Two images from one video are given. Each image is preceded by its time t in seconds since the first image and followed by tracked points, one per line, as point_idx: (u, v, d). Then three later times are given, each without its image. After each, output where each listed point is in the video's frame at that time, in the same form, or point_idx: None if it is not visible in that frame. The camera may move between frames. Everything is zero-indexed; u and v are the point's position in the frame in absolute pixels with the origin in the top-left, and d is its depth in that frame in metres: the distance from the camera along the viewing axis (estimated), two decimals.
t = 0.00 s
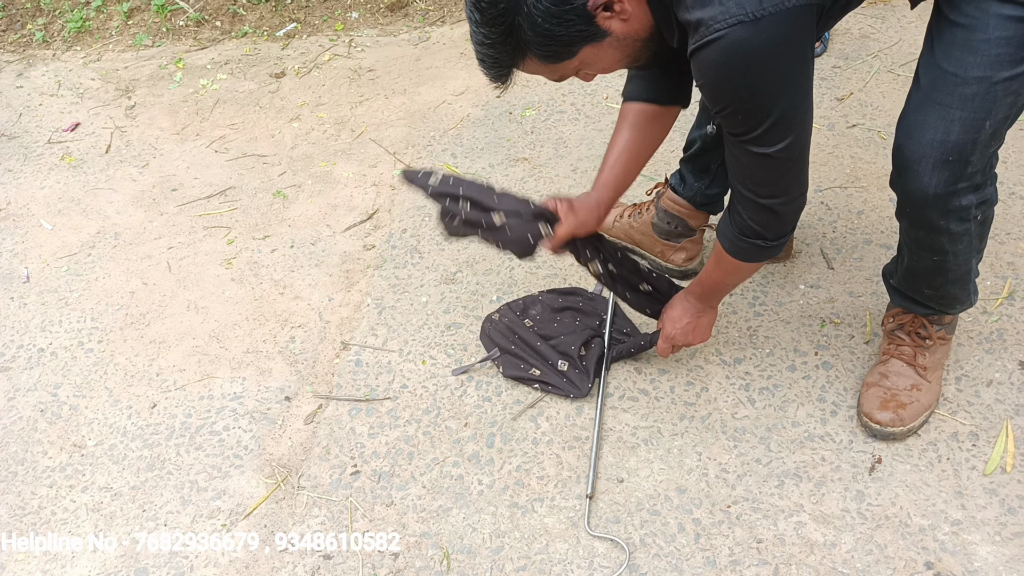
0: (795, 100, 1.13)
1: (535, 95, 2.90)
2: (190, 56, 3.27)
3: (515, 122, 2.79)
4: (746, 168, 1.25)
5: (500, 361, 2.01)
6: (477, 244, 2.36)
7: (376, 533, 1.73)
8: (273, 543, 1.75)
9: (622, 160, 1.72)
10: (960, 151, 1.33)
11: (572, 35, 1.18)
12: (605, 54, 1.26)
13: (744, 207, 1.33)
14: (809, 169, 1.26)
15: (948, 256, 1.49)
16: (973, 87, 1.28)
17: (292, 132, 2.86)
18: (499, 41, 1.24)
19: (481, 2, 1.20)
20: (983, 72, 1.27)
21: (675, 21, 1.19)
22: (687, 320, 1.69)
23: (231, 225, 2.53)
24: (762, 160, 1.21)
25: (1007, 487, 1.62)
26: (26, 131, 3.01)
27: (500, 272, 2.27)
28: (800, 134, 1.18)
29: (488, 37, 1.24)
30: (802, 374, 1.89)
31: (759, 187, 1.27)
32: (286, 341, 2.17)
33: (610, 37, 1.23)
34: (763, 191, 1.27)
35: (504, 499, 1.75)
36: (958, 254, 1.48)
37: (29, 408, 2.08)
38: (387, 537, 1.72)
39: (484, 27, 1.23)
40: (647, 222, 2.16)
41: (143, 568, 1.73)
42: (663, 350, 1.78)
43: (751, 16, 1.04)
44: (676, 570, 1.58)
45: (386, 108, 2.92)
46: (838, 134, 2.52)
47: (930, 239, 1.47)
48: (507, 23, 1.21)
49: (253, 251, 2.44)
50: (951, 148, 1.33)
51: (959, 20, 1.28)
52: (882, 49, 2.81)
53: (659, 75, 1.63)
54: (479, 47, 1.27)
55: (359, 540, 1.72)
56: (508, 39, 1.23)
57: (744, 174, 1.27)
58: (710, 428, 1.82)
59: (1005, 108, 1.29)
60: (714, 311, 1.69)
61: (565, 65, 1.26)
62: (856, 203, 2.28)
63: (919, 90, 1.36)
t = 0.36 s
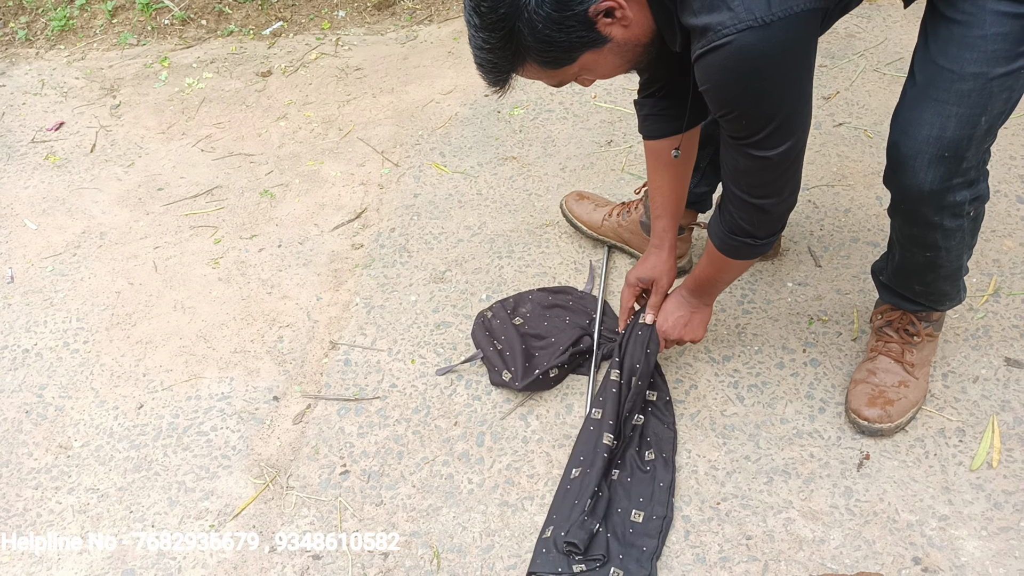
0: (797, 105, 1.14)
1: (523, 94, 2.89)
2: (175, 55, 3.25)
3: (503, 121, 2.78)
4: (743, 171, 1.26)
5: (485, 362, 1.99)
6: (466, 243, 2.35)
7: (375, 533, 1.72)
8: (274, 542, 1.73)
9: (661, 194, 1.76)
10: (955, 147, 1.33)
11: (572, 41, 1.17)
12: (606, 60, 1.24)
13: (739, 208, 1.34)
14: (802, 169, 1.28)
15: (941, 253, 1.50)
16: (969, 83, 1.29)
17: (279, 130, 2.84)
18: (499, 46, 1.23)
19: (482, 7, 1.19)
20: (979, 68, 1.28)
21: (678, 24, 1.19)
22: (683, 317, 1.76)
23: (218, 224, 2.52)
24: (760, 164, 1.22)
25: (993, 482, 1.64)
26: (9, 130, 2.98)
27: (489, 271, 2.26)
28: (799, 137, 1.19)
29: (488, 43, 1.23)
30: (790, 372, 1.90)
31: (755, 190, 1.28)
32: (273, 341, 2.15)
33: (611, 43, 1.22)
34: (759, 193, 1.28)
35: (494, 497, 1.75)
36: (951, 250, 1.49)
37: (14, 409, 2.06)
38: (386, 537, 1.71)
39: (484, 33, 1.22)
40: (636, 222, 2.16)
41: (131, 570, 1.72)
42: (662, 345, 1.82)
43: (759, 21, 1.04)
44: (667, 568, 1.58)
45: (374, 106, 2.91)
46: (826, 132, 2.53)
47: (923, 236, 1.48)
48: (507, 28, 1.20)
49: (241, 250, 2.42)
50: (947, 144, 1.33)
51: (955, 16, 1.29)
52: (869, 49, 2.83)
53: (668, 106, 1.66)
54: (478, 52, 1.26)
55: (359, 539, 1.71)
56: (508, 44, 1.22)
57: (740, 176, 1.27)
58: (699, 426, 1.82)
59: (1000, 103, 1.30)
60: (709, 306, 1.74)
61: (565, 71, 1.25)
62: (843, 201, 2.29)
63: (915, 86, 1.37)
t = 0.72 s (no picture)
0: (776, 110, 1.14)
1: (515, 96, 2.90)
2: (169, 56, 3.25)
3: (496, 123, 2.79)
4: (724, 176, 1.26)
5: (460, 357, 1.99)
6: (457, 244, 2.35)
7: (374, 533, 1.71)
8: (274, 542, 1.72)
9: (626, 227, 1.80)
10: (939, 151, 1.34)
11: (558, 54, 1.17)
12: (593, 71, 1.24)
13: (721, 212, 1.34)
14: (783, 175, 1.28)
15: (926, 256, 1.51)
16: (953, 87, 1.29)
17: (272, 131, 2.84)
18: (486, 58, 1.23)
19: (468, 19, 1.19)
20: (963, 73, 1.28)
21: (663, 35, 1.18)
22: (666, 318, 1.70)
23: (210, 225, 2.51)
24: (741, 168, 1.22)
25: (981, 483, 1.64)
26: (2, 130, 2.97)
27: (481, 272, 2.26)
28: (779, 142, 1.19)
29: (476, 54, 1.23)
30: (780, 372, 1.90)
31: (736, 195, 1.28)
32: (264, 341, 2.15)
33: (597, 55, 1.21)
34: (740, 198, 1.28)
35: (484, 497, 1.74)
36: (936, 254, 1.50)
37: (3, 409, 2.05)
38: (387, 537, 1.70)
39: (471, 44, 1.22)
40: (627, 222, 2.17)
41: (119, 569, 1.71)
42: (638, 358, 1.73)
43: (737, 26, 1.04)
44: (655, 568, 1.58)
45: (367, 108, 2.91)
46: (817, 135, 2.54)
47: (909, 239, 1.48)
48: (493, 42, 1.20)
49: (232, 250, 2.42)
50: (931, 148, 1.34)
51: (939, 21, 1.29)
52: (860, 52, 2.84)
53: (638, 140, 1.68)
54: (466, 64, 1.27)
55: (359, 540, 1.70)
56: (495, 56, 1.22)
57: (722, 180, 1.27)
58: (688, 426, 1.82)
59: (984, 108, 1.31)
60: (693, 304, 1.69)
61: (552, 82, 1.25)
62: (834, 203, 2.30)
63: (900, 90, 1.37)
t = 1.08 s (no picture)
0: (765, 108, 1.13)
1: (526, 87, 2.89)
2: (182, 47, 3.26)
3: (506, 114, 2.78)
4: (716, 176, 1.25)
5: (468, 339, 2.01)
6: (466, 235, 2.36)
7: (374, 534, 1.71)
8: (274, 543, 1.73)
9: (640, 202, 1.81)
10: (941, 147, 1.32)
11: (554, 45, 1.18)
12: (591, 64, 1.25)
13: (713, 215, 1.33)
14: (778, 183, 1.26)
15: (929, 252, 1.50)
16: (955, 83, 1.28)
17: (283, 122, 2.85)
18: (485, 49, 1.25)
19: (468, 11, 1.22)
20: (966, 68, 1.27)
21: (660, 30, 1.18)
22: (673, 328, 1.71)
23: (221, 215, 2.53)
24: (730, 168, 1.21)
25: (988, 478, 1.63)
26: (17, 120, 3.01)
27: (489, 263, 2.27)
28: (770, 145, 1.18)
29: (476, 45, 1.25)
30: (787, 365, 1.90)
31: (728, 199, 1.27)
32: (274, 330, 2.17)
33: (595, 48, 1.22)
34: (731, 200, 1.27)
35: (489, 487, 1.76)
36: (939, 250, 1.49)
37: (18, 395, 2.08)
38: (387, 537, 1.70)
39: (471, 36, 1.24)
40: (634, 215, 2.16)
41: (130, 554, 1.74)
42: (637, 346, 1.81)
43: (724, 16, 1.04)
44: (658, 559, 1.59)
45: (378, 99, 2.92)
46: (828, 127, 2.52)
47: (911, 235, 1.47)
48: (491, 32, 1.22)
49: (243, 240, 2.44)
50: (933, 144, 1.33)
51: (943, 16, 1.29)
52: (874, 43, 2.81)
53: (648, 118, 1.69)
54: (467, 54, 1.29)
55: (359, 540, 1.70)
56: (494, 47, 1.24)
57: (714, 180, 1.27)
58: (694, 418, 1.82)
59: (987, 104, 1.30)
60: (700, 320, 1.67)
61: (551, 74, 1.26)
62: (844, 195, 2.28)
63: (903, 85, 1.36)
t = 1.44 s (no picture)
0: (769, 112, 1.13)
1: (536, 92, 2.90)
2: (197, 50, 3.30)
3: (516, 118, 2.80)
4: (727, 179, 1.26)
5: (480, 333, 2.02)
6: (475, 239, 2.37)
7: (375, 534, 1.72)
8: (274, 543, 1.74)
9: (661, 206, 1.80)
10: (942, 157, 1.33)
11: (555, 51, 1.20)
12: (593, 69, 1.26)
13: (727, 216, 1.34)
14: (792, 182, 1.26)
15: (932, 261, 1.50)
16: (956, 93, 1.28)
17: (295, 125, 2.88)
18: (488, 55, 1.28)
19: (471, 17, 1.24)
20: (967, 79, 1.27)
21: (660, 36, 1.18)
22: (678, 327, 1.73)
23: (233, 216, 2.56)
24: (741, 171, 1.22)
25: (995, 487, 1.62)
26: (34, 121, 3.05)
27: (497, 267, 2.28)
28: (779, 146, 1.18)
29: (479, 50, 1.28)
30: (793, 372, 1.89)
31: (743, 202, 1.28)
32: (283, 331, 2.19)
33: (596, 54, 1.23)
34: (744, 202, 1.28)
35: (493, 489, 1.77)
36: (941, 259, 1.49)
37: (30, 392, 2.11)
38: (387, 537, 1.71)
39: (475, 42, 1.27)
40: (642, 220, 2.17)
41: (137, 551, 1.76)
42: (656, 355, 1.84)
43: (721, 25, 1.04)
44: (661, 563, 1.59)
45: (389, 103, 2.94)
46: (838, 133, 2.51)
47: (913, 245, 1.48)
48: (493, 38, 1.24)
49: (254, 242, 2.47)
50: (934, 154, 1.33)
51: (946, 25, 1.29)
52: (886, 50, 2.80)
53: (668, 120, 1.68)
54: (471, 59, 1.32)
55: (359, 540, 1.72)
56: (497, 53, 1.27)
57: (725, 183, 1.28)
58: (699, 424, 1.83)
59: (989, 114, 1.30)
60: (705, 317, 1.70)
61: (553, 79, 1.28)
62: (854, 202, 2.28)
63: (905, 95, 1.37)
